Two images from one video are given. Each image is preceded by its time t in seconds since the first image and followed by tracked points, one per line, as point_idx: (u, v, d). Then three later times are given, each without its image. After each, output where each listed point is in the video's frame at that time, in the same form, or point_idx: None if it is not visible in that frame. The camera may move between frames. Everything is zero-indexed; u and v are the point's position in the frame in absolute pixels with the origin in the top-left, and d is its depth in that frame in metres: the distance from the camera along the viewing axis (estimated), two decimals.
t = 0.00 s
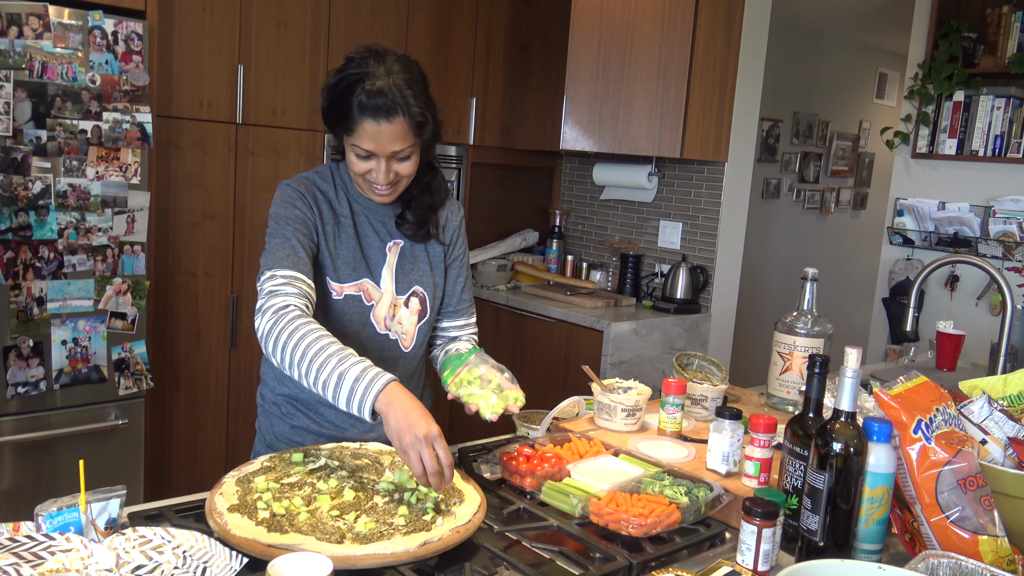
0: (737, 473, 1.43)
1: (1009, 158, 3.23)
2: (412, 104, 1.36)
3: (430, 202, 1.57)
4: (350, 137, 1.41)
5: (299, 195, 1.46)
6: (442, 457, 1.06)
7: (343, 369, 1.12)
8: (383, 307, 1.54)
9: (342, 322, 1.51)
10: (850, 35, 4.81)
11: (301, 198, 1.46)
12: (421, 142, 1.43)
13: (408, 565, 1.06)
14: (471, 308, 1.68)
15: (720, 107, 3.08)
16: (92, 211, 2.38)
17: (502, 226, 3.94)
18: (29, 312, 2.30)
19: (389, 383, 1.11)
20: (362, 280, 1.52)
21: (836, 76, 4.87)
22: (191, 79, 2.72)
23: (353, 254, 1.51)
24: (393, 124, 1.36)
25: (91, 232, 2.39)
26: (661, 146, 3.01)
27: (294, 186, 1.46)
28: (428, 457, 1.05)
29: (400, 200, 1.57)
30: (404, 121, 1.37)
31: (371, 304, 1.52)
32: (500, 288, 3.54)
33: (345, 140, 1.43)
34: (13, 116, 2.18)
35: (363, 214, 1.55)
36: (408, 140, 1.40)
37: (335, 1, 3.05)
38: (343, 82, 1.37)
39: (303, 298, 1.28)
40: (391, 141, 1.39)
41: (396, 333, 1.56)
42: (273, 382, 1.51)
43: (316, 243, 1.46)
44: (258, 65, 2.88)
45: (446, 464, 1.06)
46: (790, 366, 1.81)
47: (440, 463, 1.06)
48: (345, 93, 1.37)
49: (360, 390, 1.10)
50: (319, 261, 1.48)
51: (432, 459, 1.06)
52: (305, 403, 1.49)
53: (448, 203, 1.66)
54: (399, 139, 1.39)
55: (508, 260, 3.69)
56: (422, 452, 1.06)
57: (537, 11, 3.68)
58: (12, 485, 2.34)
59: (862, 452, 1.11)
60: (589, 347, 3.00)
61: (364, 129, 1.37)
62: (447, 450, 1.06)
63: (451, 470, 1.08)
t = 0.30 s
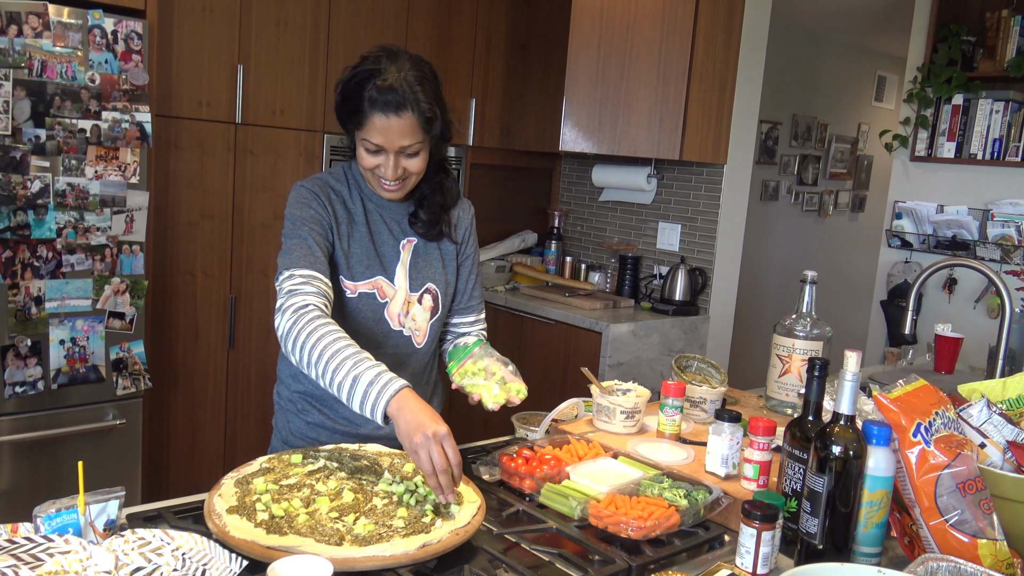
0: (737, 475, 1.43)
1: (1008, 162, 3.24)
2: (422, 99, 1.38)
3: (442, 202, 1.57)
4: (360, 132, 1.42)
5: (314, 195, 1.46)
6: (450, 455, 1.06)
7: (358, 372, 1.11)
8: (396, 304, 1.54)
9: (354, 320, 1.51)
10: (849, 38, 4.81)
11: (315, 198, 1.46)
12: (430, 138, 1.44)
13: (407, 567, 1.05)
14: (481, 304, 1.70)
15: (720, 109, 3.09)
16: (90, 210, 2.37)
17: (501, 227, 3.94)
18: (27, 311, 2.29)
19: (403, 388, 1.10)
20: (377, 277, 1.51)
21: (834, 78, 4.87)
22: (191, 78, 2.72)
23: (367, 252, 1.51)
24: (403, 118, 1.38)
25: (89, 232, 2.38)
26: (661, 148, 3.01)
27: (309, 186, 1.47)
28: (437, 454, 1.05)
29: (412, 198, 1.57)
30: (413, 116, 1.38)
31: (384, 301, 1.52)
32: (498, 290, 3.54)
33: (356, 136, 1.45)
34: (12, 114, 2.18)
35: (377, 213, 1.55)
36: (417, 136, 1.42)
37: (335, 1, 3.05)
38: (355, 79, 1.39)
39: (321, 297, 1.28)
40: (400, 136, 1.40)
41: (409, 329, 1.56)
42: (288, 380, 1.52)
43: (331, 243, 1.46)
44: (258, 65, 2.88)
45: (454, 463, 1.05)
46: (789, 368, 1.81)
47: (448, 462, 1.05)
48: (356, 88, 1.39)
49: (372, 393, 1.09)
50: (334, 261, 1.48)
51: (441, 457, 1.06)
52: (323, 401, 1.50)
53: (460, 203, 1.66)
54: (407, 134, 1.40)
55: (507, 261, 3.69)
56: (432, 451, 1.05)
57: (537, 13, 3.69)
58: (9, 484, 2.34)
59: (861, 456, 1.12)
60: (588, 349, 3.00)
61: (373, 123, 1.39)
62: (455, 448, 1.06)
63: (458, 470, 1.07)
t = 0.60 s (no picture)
0: (738, 475, 1.43)
1: (1007, 160, 3.24)
2: (439, 102, 1.39)
3: (453, 203, 1.57)
4: (376, 133, 1.42)
5: (325, 196, 1.46)
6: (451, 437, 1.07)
7: (355, 364, 1.11)
8: (410, 303, 1.53)
9: (370, 320, 1.50)
10: (847, 37, 4.82)
11: (327, 200, 1.46)
12: (446, 140, 1.45)
13: (409, 569, 1.05)
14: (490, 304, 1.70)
15: (719, 109, 3.09)
16: (89, 212, 2.37)
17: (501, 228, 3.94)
18: (26, 313, 2.29)
19: (399, 375, 1.11)
20: (389, 277, 1.51)
21: (833, 78, 4.87)
22: (188, 79, 2.71)
23: (379, 252, 1.51)
24: (420, 121, 1.38)
25: (88, 234, 2.38)
26: (660, 147, 3.01)
27: (321, 188, 1.47)
28: (438, 438, 1.06)
29: (423, 199, 1.57)
30: (431, 118, 1.39)
31: (398, 301, 1.52)
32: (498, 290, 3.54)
33: (372, 137, 1.44)
34: (10, 116, 2.17)
35: (389, 214, 1.55)
36: (434, 138, 1.42)
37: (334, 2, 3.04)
38: (372, 82, 1.39)
39: (319, 300, 1.28)
40: (417, 138, 1.40)
41: (422, 328, 1.55)
42: (305, 380, 1.52)
43: (341, 246, 1.46)
44: (257, 67, 2.88)
45: (456, 445, 1.07)
46: (790, 368, 1.80)
47: (449, 444, 1.07)
48: (373, 91, 1.39)
49: (372, 384, 1.09)
50: (345, 262, 1.48)
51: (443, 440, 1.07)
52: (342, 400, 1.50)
53: (470, 204, 1.66)
54: (424, 136, 1.40)
55: (507, 262, 3.68)
56: (433, 435, 1.07)
57: (536, 13, 3.69)
58: (9, 487, 2.33)
59: (862, 456, 1.11)
60: (588, 349, 3.00)
61: (392, 125, 1.39)
62: (456, 430, 1.07)
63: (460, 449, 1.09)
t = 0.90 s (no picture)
0: (739, 473, 1.43)
1: (1008, 158, 3.23)
2: (448, 101, 1.39)
3: (461, 201, 1.57)
4: (386, 130, 1.42)
5: (332, 193, 1.46)
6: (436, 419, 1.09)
7: (346, 350, 1.13)
8: (417, 299, 1.53)
9: (377, 315, 1.50)
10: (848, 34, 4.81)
11: (334, 196, 1.46)
12: (454, 139, 1.45)
13: (409, 565, 1.05)
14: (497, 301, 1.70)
15: (719, 105, 3.08)
16: (88, 208, 2.36)
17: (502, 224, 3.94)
18: (25, 310, 2.28)
19: (388, 361, 1.13)
20: (396, 273, 1.51)
21: (833, 75, 4.86)
22: (187, 76, 2.71)
23: (386, 248, 1.51)
24: (429, 118, 1.38)
25: (88, 230, 2.37)
26: (660, 144, 3.01)
27: (329, 184, 1.47)
28: (424, 420, 1.09)
29: (432, 197, 1.57)
30: (439, 116, 1.39)
31: (405, 296, 1.52)
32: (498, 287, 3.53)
33: (381, 134, 1.44)
34: (9, 112, 2.17)
35: (397, 211, 1.55)
36: (442, 136, 1.42)
37: None
38: (383, 80, 1.39)
39: (311, 296, 1.28)
40: (426, 135, 1.40)
41: (429, 324, 1.55)
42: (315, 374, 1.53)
43: (346, 243, 1.46)
44: (256, 63, 2.87)
45: (441, 428, 1.10)
46: (791, 364, 1.80)
47: (434, 426, 1.10)
48: (383, 89, 1.39)
49: (361, 369, 1.12)
50: (352, 258, 1.48)
51: (429, 421, 1.10)
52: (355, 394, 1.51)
53: (479, 202, 1.66)
54: (433, 134, 1.40)
55: (507, 258, 3.68)
56: (420, 417, 1.09)
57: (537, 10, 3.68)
58: (8, 483, 2.33)
59: (864, 452, 1.11)
60: (589, 346, 2.99)
61: (401, 122, 1.39)
62: (441, 413, 1.10)
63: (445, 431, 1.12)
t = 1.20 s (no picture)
0: (735, 467, 1.43)
1: (1007, 154, 3.23)
2: (448, 92, 1.40)
3: (462, 196, 1.57)
4: (387, 121, 1.43)
5: (328, 185, 1.48)
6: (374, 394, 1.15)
7: (291, 324, 1.19)
8: (413, 291, 1.53)
9: (375, 307, 1.50)
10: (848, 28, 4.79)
11: (330, 188, 1.48)
12: (454, 130, 1.45)
13: (405, 558, 1.05)
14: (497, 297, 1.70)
15: (719, 100, 3.08)
16: (86, 200, 2.36)
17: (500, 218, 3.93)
18: (23, 301, 2.28)
19: (329, 335, 1.19)
20: (393, 265, 1.51)
21: (833, 70, 4.85)
22: (186, 67, 2.70)
23: (383, 240, 1.51)
24: (429, 109, 1.39)
25: (85, 221, 2.37)
26: (659, 138, 3.00)
27: (326, 175, 1.49)
28: (362, 393, 1.15)
29: (433, 190, 1.58)
30: (438, 107, 1.40)
31: (401, 288, 1.52)
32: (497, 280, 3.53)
33: (382, 125, 1.45)
34: (7, 103, 2.16)
35: (398, 203, 1.55)
36: (441, 127, 1.42)
37: None
38: (384, 70, 1.40)
39: (266, 275, 1.30)
40: (426, 125, 1.40)
41: (426, 316, 1.55)
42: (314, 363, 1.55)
43: (332, 233, 1.47)
44: (255, 54, 2.86)
45: (380, 401, 1.15)
46: (788, 359, 1.80)
47: (372, 401, 1.15)
48: (384, 80, 1.40)
49: (303, 342, 1.17)
50: (346, 249, 1.48)
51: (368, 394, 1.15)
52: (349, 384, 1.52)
53: (482, 197, 1.66)
54: (433, 124, 1.41)
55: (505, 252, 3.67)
56: (358, 392, 1.15)
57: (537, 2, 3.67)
58: (6, 474, 2.33)
59: (861, 447, 1.12)
60: (587, 340, 2.99)
61: (401, 112, 1.40)
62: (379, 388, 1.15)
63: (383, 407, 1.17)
